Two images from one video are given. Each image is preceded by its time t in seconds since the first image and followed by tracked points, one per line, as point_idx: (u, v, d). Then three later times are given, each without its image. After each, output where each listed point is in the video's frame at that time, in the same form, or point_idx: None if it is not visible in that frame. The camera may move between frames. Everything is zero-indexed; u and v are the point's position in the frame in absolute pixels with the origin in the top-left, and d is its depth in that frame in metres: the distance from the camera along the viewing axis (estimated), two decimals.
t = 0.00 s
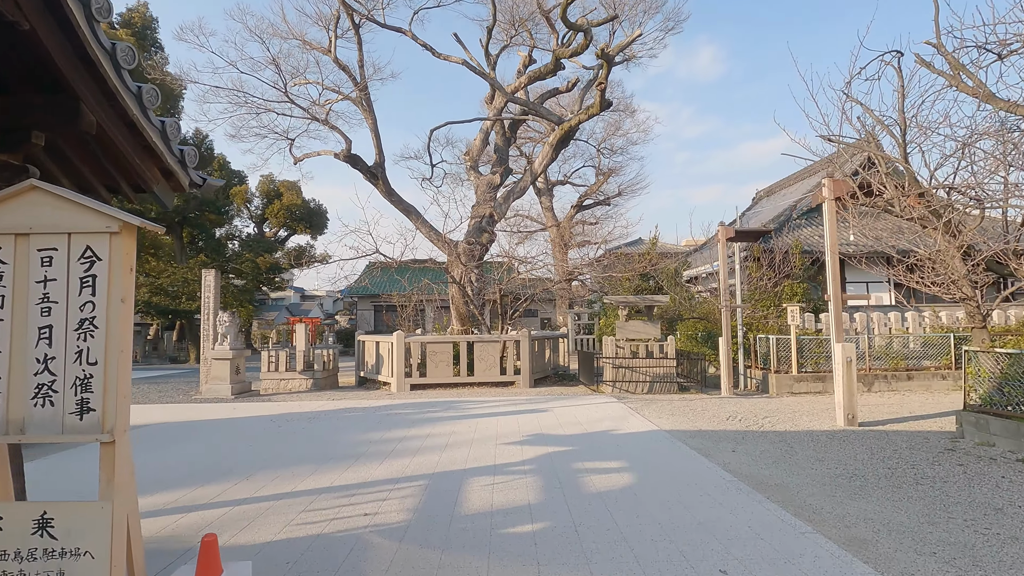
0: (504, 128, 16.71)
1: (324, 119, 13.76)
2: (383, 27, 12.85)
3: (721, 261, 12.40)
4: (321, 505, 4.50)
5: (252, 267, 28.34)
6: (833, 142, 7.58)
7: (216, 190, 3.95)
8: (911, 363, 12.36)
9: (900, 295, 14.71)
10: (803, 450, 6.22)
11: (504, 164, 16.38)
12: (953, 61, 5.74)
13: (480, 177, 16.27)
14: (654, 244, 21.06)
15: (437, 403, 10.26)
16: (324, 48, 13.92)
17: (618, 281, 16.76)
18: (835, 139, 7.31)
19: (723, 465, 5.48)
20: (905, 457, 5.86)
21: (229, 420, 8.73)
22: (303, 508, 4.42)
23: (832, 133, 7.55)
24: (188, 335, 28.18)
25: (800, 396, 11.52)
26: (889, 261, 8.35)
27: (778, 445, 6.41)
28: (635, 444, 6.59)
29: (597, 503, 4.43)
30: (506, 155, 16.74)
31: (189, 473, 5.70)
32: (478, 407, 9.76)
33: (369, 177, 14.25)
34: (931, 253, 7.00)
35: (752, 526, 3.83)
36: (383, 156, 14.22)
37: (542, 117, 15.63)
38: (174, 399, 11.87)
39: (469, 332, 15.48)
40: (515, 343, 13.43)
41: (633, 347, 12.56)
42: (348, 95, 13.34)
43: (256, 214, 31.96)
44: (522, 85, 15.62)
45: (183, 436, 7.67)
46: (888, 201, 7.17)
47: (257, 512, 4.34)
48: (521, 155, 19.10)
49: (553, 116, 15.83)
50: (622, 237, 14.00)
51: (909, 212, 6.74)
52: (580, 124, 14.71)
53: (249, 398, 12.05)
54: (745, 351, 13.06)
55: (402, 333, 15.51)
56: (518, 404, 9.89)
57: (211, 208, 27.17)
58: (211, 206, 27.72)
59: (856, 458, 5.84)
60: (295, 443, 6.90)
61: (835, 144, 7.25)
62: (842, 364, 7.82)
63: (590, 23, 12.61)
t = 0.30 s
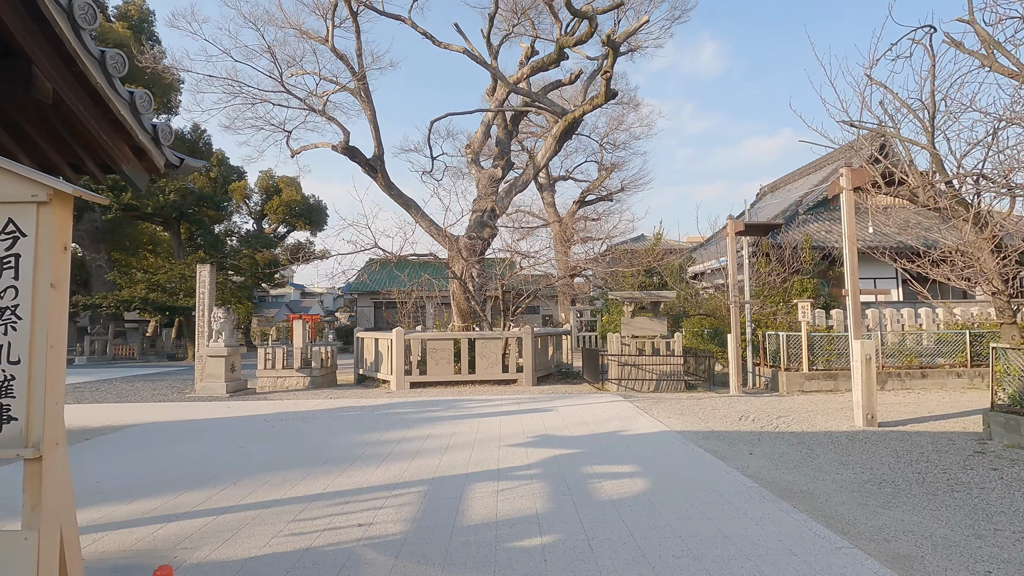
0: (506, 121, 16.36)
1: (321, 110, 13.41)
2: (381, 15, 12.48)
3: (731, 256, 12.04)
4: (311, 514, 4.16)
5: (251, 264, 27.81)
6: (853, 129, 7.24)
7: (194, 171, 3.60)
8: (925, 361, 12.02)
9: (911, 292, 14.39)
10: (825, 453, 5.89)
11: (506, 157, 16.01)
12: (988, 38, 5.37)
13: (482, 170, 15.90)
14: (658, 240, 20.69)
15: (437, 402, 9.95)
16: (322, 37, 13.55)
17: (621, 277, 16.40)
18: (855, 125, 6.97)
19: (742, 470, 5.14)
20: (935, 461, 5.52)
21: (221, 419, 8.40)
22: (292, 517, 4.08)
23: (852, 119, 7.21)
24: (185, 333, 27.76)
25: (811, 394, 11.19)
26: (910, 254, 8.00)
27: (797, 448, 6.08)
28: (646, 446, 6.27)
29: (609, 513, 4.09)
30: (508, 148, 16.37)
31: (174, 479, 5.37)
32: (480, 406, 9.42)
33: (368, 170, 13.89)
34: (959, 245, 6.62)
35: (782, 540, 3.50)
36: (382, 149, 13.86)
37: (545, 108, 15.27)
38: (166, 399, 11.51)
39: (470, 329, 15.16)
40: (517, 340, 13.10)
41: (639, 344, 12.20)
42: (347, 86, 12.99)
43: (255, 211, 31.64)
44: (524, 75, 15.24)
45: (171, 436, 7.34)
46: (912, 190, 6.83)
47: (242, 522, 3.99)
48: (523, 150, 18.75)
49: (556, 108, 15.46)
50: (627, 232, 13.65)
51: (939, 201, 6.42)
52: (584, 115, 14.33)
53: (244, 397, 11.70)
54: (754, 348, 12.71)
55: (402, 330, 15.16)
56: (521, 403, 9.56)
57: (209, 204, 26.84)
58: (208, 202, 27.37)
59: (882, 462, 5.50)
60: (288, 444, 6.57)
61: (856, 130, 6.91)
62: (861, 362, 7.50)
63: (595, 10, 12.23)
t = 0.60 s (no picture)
0: (505, 117, 16.05)
1: (316, 105, 13.08)
2: (377, 6, 12.15)
3: (737, 253, 11.70)
4: (293, 532, 3.82)
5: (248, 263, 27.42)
6: (871, 119, 6.91)
7: (162, 158, 3.26)
8: (937, 361, 11.72)
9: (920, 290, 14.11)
10: (843, 461, 5.57)
11: (506, 153, 15.68)
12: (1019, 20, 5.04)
13: (482, 167, 15.56)
14: (661, 237, 20.37)
15: (434, 405, 9.63)
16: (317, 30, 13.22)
17: (624, 275, 16.07)
18: (872, 115, 6.64)
19: (758, 481, 4.83)
20: (963, 470, 5.19)
21: (210, 423, 8.08)
22: (273, 536, 3.74)
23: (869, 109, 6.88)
24: (182, 333, 27.40)
25: (821, 396, 10.87)
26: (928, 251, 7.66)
27: (814, 455, 5.75)
28: (653, 453, 5.94)
29: (619, 531, 3.76)
30: (508, 144, 16.05)
31: (153, 489, 5.04)
32: (480, 408, 9.11)
33: (364, 167, 13.56)
34: (984, 241, 6.29)
35: (810, 563, 3.18)
36: (379, 145, 13.53)
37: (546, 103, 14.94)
38: (156, 402, 11.18)
39: (469, 329, 14.84)
40: (517, 340, 12.78)
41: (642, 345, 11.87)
42: (342, 80, 12.66)
43: (253, 209, 31.36)
44: (525, 69, 14.90)
45: (155, 441, 7.00)
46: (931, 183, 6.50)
47: (217, 542, 3.65)
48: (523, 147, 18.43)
49: (557, 103, 15.14)
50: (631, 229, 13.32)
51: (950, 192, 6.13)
52: (586, 110, 14.00)
53: (236, 399, 11.38)
54: (761, 348, 12.39)
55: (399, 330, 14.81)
56: (522, 406, 9.25)
57: (206, 202, 26.54)
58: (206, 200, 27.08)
59: (905, 472, 5.18)
60: (275, 451, 6.23)
61: (874, 120, 6.58)
62: (877, 364, 7.18)
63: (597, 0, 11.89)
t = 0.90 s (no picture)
0: (503, 110, 15.70)
1: (308, 96, 12.73)
2: None
3: (741, 248, 11.36)
4: (264, 549, 3.47)
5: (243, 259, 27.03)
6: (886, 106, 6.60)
7: (112, 131, 3.63)
8: (946, 360, 11.42)
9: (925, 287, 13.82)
10: (859, 467, 5.25)
11: (503, 146, 15.34)
12: None
13: (479, 161, 15.18)
14: (661, 233, 20.04)
15: (428, 405, 9.30)
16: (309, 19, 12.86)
17: (624, 272, 15.73)
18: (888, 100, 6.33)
19: (770, 489, 4.51)
20: (987, 477, 4.88)
21: (193, 424, 7.74)
22: (242, 552, 3.40)
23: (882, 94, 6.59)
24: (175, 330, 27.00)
25: (827, 395, 10.54)
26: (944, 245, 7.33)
27: (829, 461, 5.44)
28: (657, 458, 5.61)
29: (622, 546, 3.43)
30: (506, 137, 15.70)
31: (122, 497, 4.70)
32: (476, 409, 8.76)
33: (357, 160, 13.21)
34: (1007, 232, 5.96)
35: None
36: (373, 137, 13.18)
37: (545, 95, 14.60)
38: (142, 401, 10.82)
39: (466, 326, 14.49)
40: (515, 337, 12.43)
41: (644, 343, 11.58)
42: (335, 70, 12.31)
43: (249, 205, 30.98)
44: (523, 60, 14.56)
45: (134, 444, 6.66)
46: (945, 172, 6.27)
47: (179, 560, 3.31)
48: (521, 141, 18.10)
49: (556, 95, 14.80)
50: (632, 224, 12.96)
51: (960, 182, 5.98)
52: (585, 101, 13.67)
53: (225, 399, 11.04)
54: (766, 346, 12.06)
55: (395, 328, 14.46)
56: (519, 406, 8.91)
57: (200, 197, 26.15)
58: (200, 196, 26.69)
59: (926, 479, 4.86)
60: (258, 455, 5.89)
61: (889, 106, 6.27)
62: (892, 363, 6.84)
63: None
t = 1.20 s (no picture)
0: (495, 101, 15.31)
1: (293, 86, 12.31)
2: None
3: (739, 243, 11.08)
4: None
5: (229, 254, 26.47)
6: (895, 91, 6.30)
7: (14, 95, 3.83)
8: (946, 358, 11.22)
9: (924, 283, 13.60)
10: (871, 474, 4.95)
11: (495, 139, 14.95)
12: None
13: (470, 154, 14.78)
14: (655, 229, 19.76)
15: (415, 406, 8.95)
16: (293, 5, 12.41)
17: (618, 268, 15.43)
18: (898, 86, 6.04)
19: (780, 501, 4.19)
20: (1006, 486, 4.60)
21: (167, 427, 7.33)
22: None
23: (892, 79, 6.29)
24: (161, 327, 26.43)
25: (826, 395, 10.29)
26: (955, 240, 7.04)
27: (837, 467, 5.14)
28: (657, 464, 5.28)
29: (623, 570, 3.09)
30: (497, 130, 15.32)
31: (79, 511, 4.32)
32: (466, 409, 8.44)
33: (344, 152, 12.79)
34: None
35: None
36: (360, 129, 12.78)
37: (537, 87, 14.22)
38: (119, 401, 10.41)
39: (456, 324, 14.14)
40: (507, 335, 12.07)
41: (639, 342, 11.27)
42: (320, 58, 11.89)
43: (236, 200, 30.45)
44: (516, 50, 14.17)
45: (101, 448, 6.26)
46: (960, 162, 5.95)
47: None
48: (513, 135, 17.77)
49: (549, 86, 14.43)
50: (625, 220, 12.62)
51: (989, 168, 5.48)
52: (579, 92, 13.31)
53: (206, 399, 10.64)
54: (764, 344, 11.81)
55: (383, 325, 14.07)
56: (510, 407, 8.59)
57: (185, 191, 25.60)
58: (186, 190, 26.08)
59: (943, 489, 4.56)
60: (231, 462, 5.50)
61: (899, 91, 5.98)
62: (899, 362, 6.54)
63: None
